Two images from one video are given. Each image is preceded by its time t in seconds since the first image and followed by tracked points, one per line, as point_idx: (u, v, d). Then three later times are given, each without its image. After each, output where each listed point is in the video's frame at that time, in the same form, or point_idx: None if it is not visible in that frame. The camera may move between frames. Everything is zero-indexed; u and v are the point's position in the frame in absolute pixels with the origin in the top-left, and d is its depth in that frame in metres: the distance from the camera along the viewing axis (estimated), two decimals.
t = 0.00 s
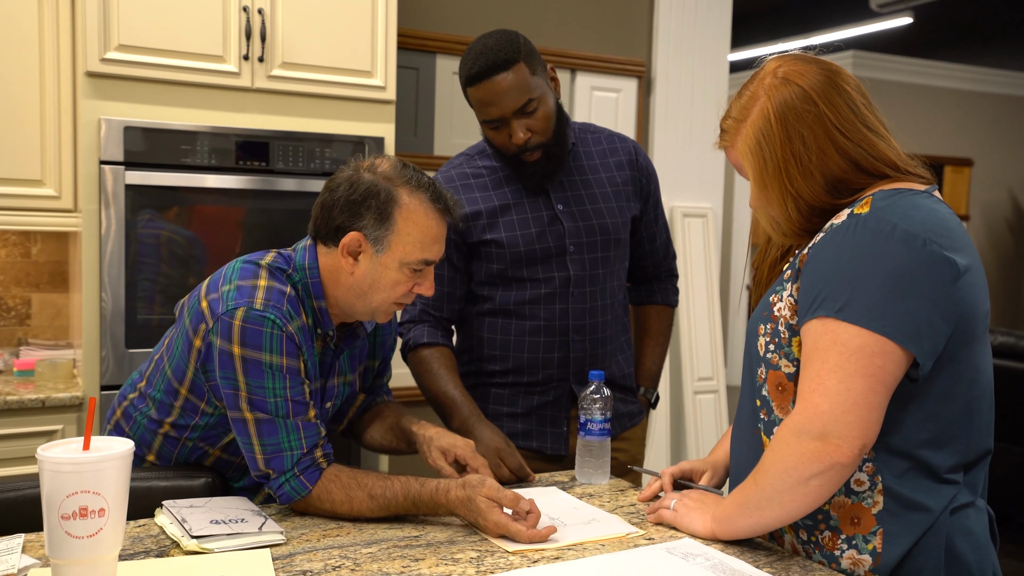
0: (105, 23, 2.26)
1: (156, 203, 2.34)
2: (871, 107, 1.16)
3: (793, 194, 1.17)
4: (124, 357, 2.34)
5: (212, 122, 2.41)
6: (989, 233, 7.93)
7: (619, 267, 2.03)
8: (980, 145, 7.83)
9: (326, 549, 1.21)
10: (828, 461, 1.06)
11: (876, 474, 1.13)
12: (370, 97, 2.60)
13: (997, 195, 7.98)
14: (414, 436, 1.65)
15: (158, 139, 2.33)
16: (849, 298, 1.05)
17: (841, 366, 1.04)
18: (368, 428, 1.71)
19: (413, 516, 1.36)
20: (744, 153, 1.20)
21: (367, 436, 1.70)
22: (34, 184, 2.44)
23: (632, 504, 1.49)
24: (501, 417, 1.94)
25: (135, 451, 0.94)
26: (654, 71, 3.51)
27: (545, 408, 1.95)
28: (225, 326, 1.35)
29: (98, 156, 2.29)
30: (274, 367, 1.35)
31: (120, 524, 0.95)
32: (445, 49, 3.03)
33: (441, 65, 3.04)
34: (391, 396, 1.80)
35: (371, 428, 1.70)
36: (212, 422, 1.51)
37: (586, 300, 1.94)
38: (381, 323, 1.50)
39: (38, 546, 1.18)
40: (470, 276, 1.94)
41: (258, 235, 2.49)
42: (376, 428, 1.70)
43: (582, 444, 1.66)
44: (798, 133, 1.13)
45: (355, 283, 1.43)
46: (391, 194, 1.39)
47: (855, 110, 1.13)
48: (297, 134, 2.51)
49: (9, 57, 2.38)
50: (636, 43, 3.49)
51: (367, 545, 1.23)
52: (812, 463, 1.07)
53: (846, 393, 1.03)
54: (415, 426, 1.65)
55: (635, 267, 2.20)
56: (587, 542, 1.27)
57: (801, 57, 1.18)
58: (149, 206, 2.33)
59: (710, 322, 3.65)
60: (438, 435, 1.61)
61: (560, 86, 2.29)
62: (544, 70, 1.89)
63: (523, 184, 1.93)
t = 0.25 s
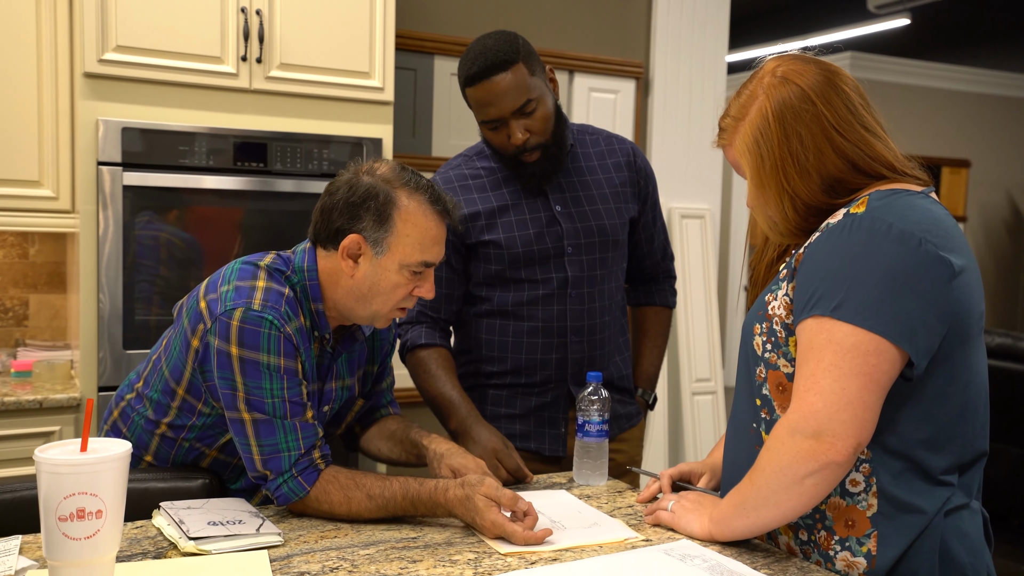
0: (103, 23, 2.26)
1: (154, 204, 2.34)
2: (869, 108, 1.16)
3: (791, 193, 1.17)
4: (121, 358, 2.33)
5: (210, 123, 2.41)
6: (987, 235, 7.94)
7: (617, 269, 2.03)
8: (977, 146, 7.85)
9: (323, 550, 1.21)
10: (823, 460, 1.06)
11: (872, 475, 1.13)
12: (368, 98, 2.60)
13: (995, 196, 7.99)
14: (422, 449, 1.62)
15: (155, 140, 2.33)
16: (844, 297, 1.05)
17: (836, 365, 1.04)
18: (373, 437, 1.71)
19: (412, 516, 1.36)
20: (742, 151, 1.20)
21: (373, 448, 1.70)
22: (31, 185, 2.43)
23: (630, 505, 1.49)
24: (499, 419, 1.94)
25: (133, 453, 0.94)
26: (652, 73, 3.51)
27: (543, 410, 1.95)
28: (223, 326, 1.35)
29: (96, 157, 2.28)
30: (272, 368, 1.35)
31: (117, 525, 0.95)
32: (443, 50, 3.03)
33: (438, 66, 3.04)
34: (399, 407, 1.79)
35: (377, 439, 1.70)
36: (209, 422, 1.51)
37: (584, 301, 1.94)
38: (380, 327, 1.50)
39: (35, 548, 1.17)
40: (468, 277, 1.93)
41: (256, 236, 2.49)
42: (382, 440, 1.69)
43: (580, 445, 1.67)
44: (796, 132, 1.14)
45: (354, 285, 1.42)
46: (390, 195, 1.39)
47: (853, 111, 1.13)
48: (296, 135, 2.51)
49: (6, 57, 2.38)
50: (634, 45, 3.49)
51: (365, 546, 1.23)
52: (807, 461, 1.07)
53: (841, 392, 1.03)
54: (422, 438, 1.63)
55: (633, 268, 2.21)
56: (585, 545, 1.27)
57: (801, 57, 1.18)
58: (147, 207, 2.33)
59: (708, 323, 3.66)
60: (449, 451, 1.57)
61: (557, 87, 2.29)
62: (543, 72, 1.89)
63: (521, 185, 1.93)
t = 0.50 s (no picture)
0: (102, 25, 2.26)
1: (153, 206, 2.34)
2: (867, 109, 1.16)
3: (788, 194, 1.17)
4: (120, 360, 2.33)
5: (209, 125, 2.41)
6: (985, 236, 7.95)
7: (616, 270, 2.03)
8: (976, 147, 7.85)
9: (322, 553, 1.21)
10: (820, 461, 1.06)
11: (868, 477, 1.13)
12: (367, 100, 2.60)
13: (993, 197, 8.00)
14: (425, 448, 1.62)
15: (154, 142, 2.33)
16: (840, 298, 1.05)
17: (832, 366, 1.04)
18: (378, 438, 1.71)
19: (411, 518, 1.36)
20: (739, 152, 1.21)
21: (376, 446, 1.70)
22: (30, 187, 2.43)
23: (629, 507, 1.50)
24: (499, 421, 1.94)
25: (132, 455, 0.94)
26: (651, 74, 3.51)
27: (543, 411, 1.95)
28: (224, 328, 1.35)
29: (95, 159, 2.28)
30: (273, 370, 1.35)
31: (117, 528, 0.95)
32: (442, 52, 3.03)
33: (438, 68, 3.04)
34: (403, 408, 1.79)
35: (381, 439, 1.70)
36: (209, 424, 1.51)
37: (584, 302, 1.95)
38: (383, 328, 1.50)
39: (35, 550, 1.17)
40: (468, 278, 1.94)
41: (255, 238, 2.49)
42: (387, 440, 1.69)
43: (580, 447, 1.66)
44: (793, 133, 1.14)
45: (357, 287, 1.43)
46: (393, 197, 1.39)
47: (851, 112, 1.14)
48: (296, 138, 2.51)
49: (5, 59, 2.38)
50: (633, 46, 3.50)
51: (364, 548, 1.23)
52: (803, 462, 1.07)
53: (836, 393, 1.03)
54: (425, 437, 1.63)
55: (633, 270, 2.21)
56: (584, 548, 1.27)
57: (798, 58, 1.18)
58: (146, 209, 2.33)
59: (707, 324, 3.66)
60: (452, 450, 1.57)
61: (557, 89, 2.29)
62: (544, 73, 1.89)
63: (521, 187, 1.93)
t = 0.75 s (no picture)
0: (107, 28, 2.27)
1: (158, 208, 2.34)
2: (870, 110, 1.16)
3: (790, 195, 1.17)
4: (125, 362, 2.34)
5: (214, 128, 2.42)
6: (989, 237, 7.94)
7: (621, 272, 2.04)
8: (980, 148, 7.84)
9: (327, 554, 1.21)
10: (824, 463, 1.06)
11: (875, 479, 1.13)
12: (371, 102, 2.60)
13: (997, 198, 7.99)
14: (438, 460, 1.61)
15: (159, 144, 2.33)
16: (844, 300, 1.05)
17: (836, 368, 1.04)
18: (388, 443, 1.71)
19: (416, 519, 1.36)
20: (742, 153, 1.21)
21: (388, 454, 1.70)
22: (35, 189, 2.44)
23: (634, 508, 1.49)
24: (504, 422, 1.95)
25: (137, 456, 0.94)
26: (654, 76, 3.52)
27: (548, 413, 1.95)
28: (229, 329, 1.35)
29: (99, 161, 2.29)
30: (277, 371, 1.36)
31: (122, 529, 0.95)
32: (445, 54, 3.04)
33: (441, 69, 3.05)
34: (412, 413, 1.79)
35: (392, 446, 1.70)
36: (213, 425, 1.52)
37: (589, 304, 1.95)
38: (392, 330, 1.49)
39: (40, 551, 1.18)
40: (473, 280, 1.94)
41: (259, 240, 2.49)
42: (399, 450, 1.69)
43: (583, 449, 1.67)
44: (796, 134, 1.14)
45: (364, 290, 1.43)
46: (396, 200, 1.39)
47: (854, 113, 1.14)
48: (300, 140, 2.51)
49: (10, 62, 2.39)
50: (636, 48, 3.50)
51: (368, 549, 1.24)
52: (808, 465, 1.07)
53: (841, 396, 1.03)
54: (438, 448, 1.62)
55: (637, 271, 2.21)
56: (588, 549, 1.27)
57: (801, 59, 1.18)
58: (151, 211, 2.34)
59: (710, 326, 3.66)
60: (466, 463, 1.55)
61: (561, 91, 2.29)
62: (550, 75, 1.90)
63: (526, 188, 1.94)
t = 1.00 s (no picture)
0: (107, 30, 2.27)
1: (159, 210, 2.34)
2: (873, 111, 1.16)
3: (793, 195, 1.17)
4: (125, 364, 2.34)
5: (214, 129, 2.42)
6: (991, 238, 7.93)
7: (622, 274, 2.03)
8: (981, 149, 7.84)
9: (326, 556, 1.21)
10: (825, 466, 1.06)
11: (876, 481, 1.12)
12: (371, 103, 2.60)
13: (999, 199, 7.98)
14: (437, 464, 1.61)
15: (160, 146, 2.33)
16: (846, 302, 1.05)
17: (838, 370, 1.04)
18: (386, 446, 1.71)
19: (415, 521, 1.36)
20: (744, 153, 1.21)
21: (387, 457, 1.69)
22: (36, 191, 2.44)
23: (634, 510, 1.49)
24: (504, 423, 1.95)
25: (137, 459, 0.94)
26: (655, 77, 3.52)
27: (548, 414, 1.95)
28: (225, 332, 1.35)
29: (100, 163, 2.29)
30: (274, 374, 1.35)
31: (121, 531, 0.95)
32: (446, 55, 3.04)
33: (442, 71, 3.05)
34: (412, 416, 1.78)
35: (391, 449, 1.70)
36: (213, 428, 1.52)
37: (589, 305, 1.95)
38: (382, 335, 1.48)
39: (40, 553, 1.18)
40: (473, 281, 1.94)
41: (260, 241, 2.49)
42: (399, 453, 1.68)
43: (584, 450, 1.68)
44: (798, 134, 1.14)
45: (353, 290, 1.43)
46: (386, 200, 1.39)
47: (856, 114, 1.13)
48: (300, 141, 2.51)
49: (12, 64, 2.39)
50: (637, 49, 3.50)
51: (368, 551, 1.24)
52: (808, 466, 1.06)
53: (842, 398, 1.03)
54: (437, 452, 1.61)
55: (638, 273, 2.20)
56: (588, 551, 1.27)
57: (804, 59, 1.18)
58: (151, 212, 2.34)
59: (711, 327, 3.66)
60: (466, 467, 1.54)
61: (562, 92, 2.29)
62: (551, 76, 1.89)
63: (527, 190, 1.94)
